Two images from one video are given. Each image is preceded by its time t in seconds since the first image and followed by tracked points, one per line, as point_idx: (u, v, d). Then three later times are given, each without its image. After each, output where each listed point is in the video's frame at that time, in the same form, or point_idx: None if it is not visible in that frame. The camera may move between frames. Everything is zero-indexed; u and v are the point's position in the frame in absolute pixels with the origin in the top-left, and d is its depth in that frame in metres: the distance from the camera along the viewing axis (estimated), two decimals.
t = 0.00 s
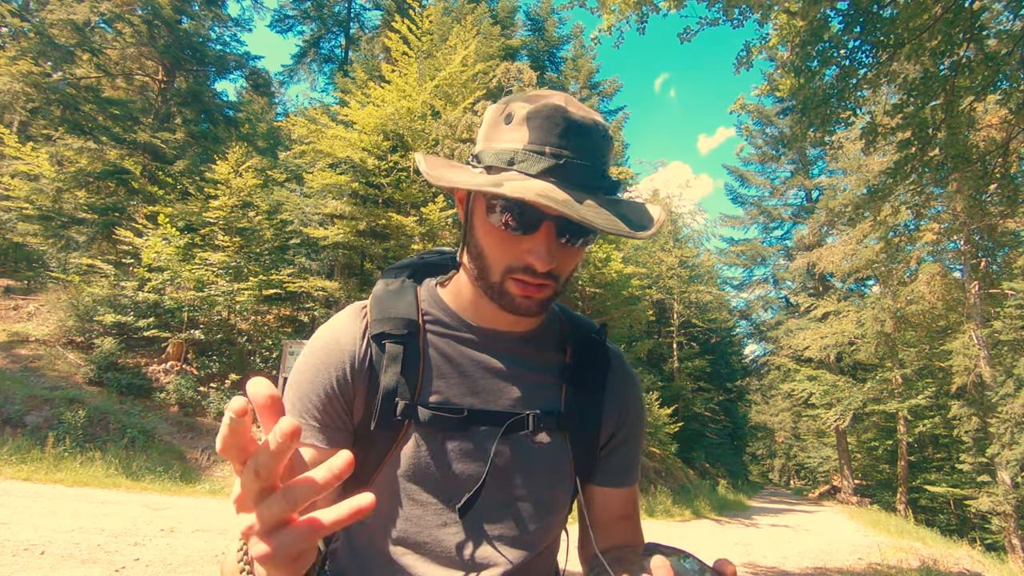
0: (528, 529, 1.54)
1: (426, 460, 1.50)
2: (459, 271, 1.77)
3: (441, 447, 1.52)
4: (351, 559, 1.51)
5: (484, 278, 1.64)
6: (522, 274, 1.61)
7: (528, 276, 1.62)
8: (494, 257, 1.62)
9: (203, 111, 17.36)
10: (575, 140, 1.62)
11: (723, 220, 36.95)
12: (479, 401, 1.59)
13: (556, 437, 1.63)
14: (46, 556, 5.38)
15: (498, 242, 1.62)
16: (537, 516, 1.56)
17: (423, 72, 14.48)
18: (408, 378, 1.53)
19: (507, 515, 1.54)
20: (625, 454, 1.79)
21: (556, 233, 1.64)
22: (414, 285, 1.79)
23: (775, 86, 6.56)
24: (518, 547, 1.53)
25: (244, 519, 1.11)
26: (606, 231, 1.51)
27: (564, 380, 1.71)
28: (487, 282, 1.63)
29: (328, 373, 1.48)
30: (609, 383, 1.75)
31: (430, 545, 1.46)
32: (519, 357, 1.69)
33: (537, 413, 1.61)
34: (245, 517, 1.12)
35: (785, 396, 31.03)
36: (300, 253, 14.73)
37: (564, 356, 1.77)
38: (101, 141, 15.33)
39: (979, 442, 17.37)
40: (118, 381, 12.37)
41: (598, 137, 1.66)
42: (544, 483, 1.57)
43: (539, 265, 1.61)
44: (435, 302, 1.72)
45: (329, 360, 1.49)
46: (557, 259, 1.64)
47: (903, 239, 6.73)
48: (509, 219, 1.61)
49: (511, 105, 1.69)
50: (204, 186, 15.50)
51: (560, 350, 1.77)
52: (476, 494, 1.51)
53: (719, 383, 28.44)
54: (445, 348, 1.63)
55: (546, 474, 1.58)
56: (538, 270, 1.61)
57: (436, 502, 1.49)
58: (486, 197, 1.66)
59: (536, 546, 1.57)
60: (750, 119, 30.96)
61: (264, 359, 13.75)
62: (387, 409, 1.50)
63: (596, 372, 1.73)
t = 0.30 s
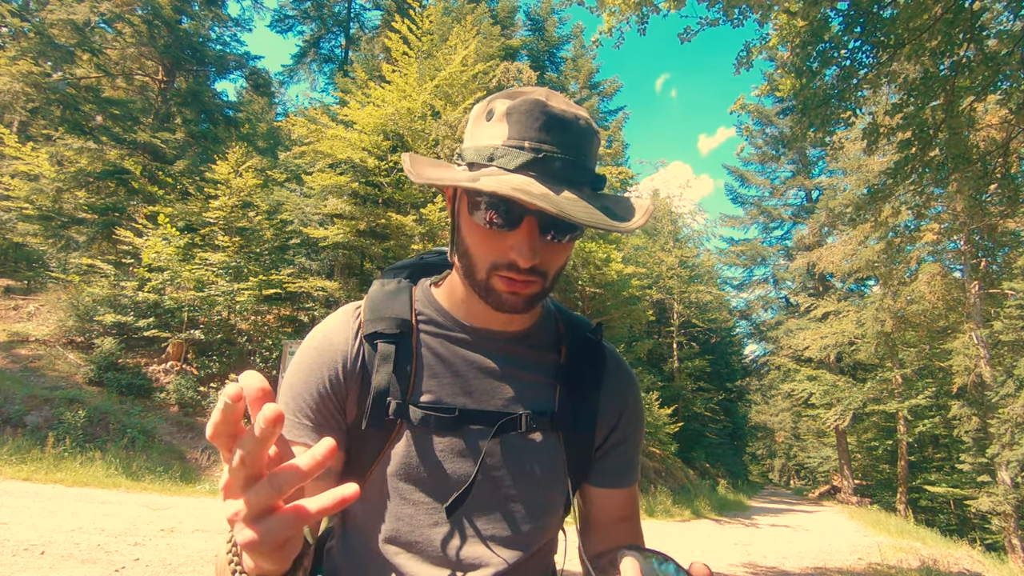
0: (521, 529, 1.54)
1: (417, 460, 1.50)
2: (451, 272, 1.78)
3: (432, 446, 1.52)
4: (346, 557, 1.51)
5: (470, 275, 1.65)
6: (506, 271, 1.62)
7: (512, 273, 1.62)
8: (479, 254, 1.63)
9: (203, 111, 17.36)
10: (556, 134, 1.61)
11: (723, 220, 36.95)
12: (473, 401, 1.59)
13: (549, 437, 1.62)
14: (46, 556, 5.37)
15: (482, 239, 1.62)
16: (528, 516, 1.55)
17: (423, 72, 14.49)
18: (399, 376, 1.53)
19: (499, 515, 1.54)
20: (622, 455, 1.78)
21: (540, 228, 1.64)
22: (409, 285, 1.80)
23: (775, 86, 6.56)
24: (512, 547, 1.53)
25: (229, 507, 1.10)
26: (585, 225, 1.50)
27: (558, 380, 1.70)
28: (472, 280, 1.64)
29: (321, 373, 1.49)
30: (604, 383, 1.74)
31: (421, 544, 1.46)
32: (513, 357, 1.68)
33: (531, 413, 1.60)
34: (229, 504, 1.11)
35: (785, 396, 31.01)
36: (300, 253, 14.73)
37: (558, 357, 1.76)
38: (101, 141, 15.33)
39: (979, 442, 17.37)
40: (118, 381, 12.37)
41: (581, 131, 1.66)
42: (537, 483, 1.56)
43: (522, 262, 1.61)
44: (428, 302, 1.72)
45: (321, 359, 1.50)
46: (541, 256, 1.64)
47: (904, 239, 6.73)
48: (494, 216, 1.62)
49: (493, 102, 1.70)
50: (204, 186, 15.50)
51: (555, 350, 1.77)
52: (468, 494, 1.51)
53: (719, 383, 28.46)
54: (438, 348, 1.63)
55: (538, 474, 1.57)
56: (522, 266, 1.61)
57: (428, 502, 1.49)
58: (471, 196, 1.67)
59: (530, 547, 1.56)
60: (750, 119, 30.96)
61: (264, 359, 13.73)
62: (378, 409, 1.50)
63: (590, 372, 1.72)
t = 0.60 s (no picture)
0: (515, 529, 1.53)
1: (410, 460, 1.51)
2: (449, 271, 1.78)
3: (426, 445, 1.52)
4: (342, 556, 1.52)
5: (462, 273, 1.66)
6: (496, 267, 1.62)
7: (503, 269, 1.62)
8: (470, 251, 1.64)
9: (203, 111, 17.36)
10: (545, 130, 1.62)
11: (723, 220, 36.95)
12: (468, 401, 1.59)
13: (545, 436, 1.61)
14: (46, 556, 5.37)
15: (472, 235, 1.63)
16: (524, 517, 1.54)
17: (423, 72, 14.51)
18: (395, 375, 1.53)
19: (494, 516, 1.53)
20: (619, 457, 1.77)
21: (531, 224, 1.64)
22: (409, 284, 1.81)
23: (775, 86, 6.56)
24: (508, 547, 1.52)
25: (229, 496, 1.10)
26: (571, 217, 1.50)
27: (554, 380, 1.69)
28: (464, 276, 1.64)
29: (318, 371, 1.50)
30: (602, 383, 1.73)
31: (414, 544, 1.46)
32: (510, 356, 1.68)
33: (526, 413, 1.60)
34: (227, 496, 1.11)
35: (785, 396, 30.99)
36: (300, 253, 14.74)
37: (556, 357, 1.75)
38: (101, 141, 15.32)
39: (979, 442, 17.37)
40: (118, 381, 12.37)
41: (571, 126, 1.66)
42: (532, 483, 1.56)
43: (512, 257, 1.60)
44: (425, 301, 1.72)
45: (318, 358, 1.51)
46: (533, 251, 1.63)
47: (903, 240, 6.74)
48: (486, 213, 1.63)
49: (484, 101, 1.71)
50: (204, 186, 15.50)
51: (553, 351, 1.76)
52: (461, 494, 1.50)
53: (719, 383, 28.47)
54: (435, 348, 1.64)
55: (533, 474, 1.56)
56: (513, 261, 1.61)
57: (422, 501, 1.49)
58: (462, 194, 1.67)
59: (525, 547, 1.55)
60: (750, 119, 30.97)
61: (264, 359, 13.73)
62: (373, 408, 1.51)
63: (587, 373, 1.72)
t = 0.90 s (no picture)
0: (511, 530, 1.53)
1: (408, 460, 1.51)
2: (447, 271, 1.78)
3: (424, 445, 1.52)
4: (339, 557, 1.52)
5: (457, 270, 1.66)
6: (490, 263, 1.62)
7: (497, 267, 1.62)
8: (463, 248, 1.65)
9: (203, 111, 17.36)
10: (540, 125, 1.62)
11: (723, 220, 36.94)
12: (466, 401, 1.59)
13: (542, 437, 1.61)
14: (46, 556, 5.37)
15: (467, 231, 1.64)
16: (520, 517, 1.54)
17: (423, 71, 14.52)
18: (392, 375, 1.54)
19: (490, 517, 1.52)
20: (618, 458, 1.76)
21: (526, 222, 1.65)
22: (409, 284, 1.81)
23: (775, 86, 6.56)
24: (505, 548, 1.51)
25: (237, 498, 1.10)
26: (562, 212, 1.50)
27: (552, 381, 1.69)
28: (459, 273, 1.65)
29: (316, 370, 1.50)
30: (600, 383, 1.74)
31: (411, 543, 1.46)
32: (508, 357, 1.68)
33: (524, 414, 1.60)
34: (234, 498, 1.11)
35: (785, 396, 30.99)
36: (300, 253, 14.73)
37: (554, 358, 1.75)
38: (101, 141, 15.32)
39: (980, 442, 17.37)
40: (118, 381, 12.37)
41: (567, 124, 1.66)
42: (528, 483, 1.56)
43: (505, 253, 1.61)
44: (425, 301, 1.72)
45: (315, 357, 1.52)
46: (527, 249, 1.64)
47: (903, 240, 6.74)
48: (482, 211, 1.64)
49: (480, 99, 1.72)
50: (204, 186, 15.50)
51: (552, 351, 1.77)
52: (457, 493, 1.50)
53: (719, 383, 28.46)
54: (433, 348, 1.64)
55: (529, 475, 1.56)
56: (506, 258, 1.62)
57: (419, 501, 1.49)
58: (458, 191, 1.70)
59: (522, 549, 1.54)
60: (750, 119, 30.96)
61: (264, 359, 13.72)
62: (370, 407, 1.51)
63: (585, 373, 1.72)
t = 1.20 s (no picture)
0: (511, 530, 1.52)
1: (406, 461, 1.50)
2: (449, 268, 1.79)
3: (423, 445, 1.52)
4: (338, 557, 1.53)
5: (463, 259, 1.67)
6: (497, 251, 1.63)
7: (505, 254, 1.63)
8: (471, 237, 1.66)
9: (203, 111, 17.35)
10: (551, 115, 1.64)
11: (723, 220, 36.94)
12: (465, 402, 1.59)
13: (541, 437, 1.61)
14: (46, 556, 5.37)
15: (474, 220, 1.66)
16: (518, 518, 1.54)
17: (423, 71, 14.53)
18: (392, 373, 1.54)
19: (490, 517, 1.52)
20: (617, 458, 1.76)
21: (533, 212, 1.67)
22: (410, 283, 1.82)
23: (776, 86, 6.57)
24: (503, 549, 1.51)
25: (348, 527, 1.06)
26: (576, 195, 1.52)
27: (551, 381, 1.69)
28: (466, 261, 1.66)
29: (317, 368, 1.51)
30: (599, 382, 1.74)
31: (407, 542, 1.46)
32: (507, 356, 1.68)
33: (523, 414, 1.59)
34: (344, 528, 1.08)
35: (785, 396, 30.98)
36: (300, 253, 14.73)
37: (553, 358, 1.76)
38: (101, 141, 15.32)
39: (980, 442, 17.36)
40: (118, 381, 12.37)
41: (577, 118, 1.68)
42: (528, 483, 1.55)
43: (514, 241, 1.63)
44: (425, 301, 1.73)
45: (316, 354, 1.52)
46: (534, 238, 1.66)
47: (903, 240, 6.75)
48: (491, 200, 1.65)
49: (491, 91, 1.74)
50: (204, 186, 15.50)
51: (551, 352, 1.77)
52: (457, 493, 1.50)
53: (719, 383, 28.47)
54: (433, 347, 1.64)
55: (528, 475, 1.56)
56: (514, 246, 1.63)
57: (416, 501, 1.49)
58: (465, 180, 1.71)
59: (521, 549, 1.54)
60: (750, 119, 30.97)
61: (264, 359, 13.72)
62: (369, 406, 1.51)
63: (585, 372, 1.71)
